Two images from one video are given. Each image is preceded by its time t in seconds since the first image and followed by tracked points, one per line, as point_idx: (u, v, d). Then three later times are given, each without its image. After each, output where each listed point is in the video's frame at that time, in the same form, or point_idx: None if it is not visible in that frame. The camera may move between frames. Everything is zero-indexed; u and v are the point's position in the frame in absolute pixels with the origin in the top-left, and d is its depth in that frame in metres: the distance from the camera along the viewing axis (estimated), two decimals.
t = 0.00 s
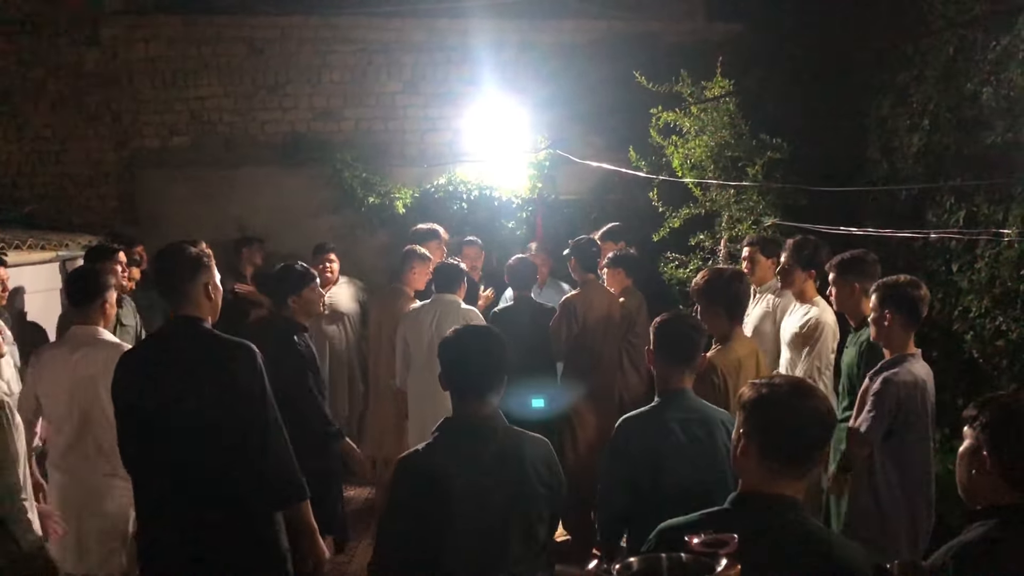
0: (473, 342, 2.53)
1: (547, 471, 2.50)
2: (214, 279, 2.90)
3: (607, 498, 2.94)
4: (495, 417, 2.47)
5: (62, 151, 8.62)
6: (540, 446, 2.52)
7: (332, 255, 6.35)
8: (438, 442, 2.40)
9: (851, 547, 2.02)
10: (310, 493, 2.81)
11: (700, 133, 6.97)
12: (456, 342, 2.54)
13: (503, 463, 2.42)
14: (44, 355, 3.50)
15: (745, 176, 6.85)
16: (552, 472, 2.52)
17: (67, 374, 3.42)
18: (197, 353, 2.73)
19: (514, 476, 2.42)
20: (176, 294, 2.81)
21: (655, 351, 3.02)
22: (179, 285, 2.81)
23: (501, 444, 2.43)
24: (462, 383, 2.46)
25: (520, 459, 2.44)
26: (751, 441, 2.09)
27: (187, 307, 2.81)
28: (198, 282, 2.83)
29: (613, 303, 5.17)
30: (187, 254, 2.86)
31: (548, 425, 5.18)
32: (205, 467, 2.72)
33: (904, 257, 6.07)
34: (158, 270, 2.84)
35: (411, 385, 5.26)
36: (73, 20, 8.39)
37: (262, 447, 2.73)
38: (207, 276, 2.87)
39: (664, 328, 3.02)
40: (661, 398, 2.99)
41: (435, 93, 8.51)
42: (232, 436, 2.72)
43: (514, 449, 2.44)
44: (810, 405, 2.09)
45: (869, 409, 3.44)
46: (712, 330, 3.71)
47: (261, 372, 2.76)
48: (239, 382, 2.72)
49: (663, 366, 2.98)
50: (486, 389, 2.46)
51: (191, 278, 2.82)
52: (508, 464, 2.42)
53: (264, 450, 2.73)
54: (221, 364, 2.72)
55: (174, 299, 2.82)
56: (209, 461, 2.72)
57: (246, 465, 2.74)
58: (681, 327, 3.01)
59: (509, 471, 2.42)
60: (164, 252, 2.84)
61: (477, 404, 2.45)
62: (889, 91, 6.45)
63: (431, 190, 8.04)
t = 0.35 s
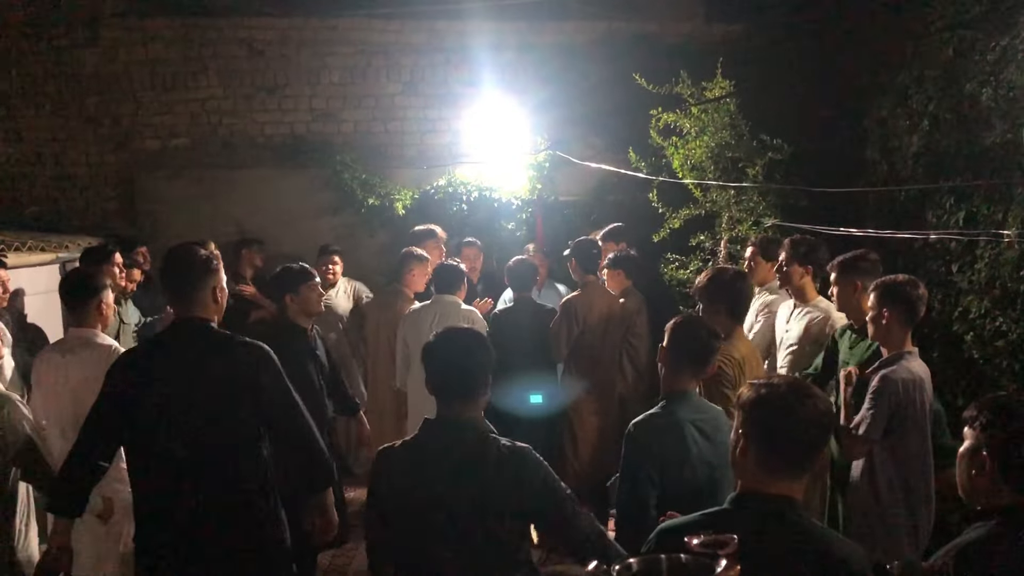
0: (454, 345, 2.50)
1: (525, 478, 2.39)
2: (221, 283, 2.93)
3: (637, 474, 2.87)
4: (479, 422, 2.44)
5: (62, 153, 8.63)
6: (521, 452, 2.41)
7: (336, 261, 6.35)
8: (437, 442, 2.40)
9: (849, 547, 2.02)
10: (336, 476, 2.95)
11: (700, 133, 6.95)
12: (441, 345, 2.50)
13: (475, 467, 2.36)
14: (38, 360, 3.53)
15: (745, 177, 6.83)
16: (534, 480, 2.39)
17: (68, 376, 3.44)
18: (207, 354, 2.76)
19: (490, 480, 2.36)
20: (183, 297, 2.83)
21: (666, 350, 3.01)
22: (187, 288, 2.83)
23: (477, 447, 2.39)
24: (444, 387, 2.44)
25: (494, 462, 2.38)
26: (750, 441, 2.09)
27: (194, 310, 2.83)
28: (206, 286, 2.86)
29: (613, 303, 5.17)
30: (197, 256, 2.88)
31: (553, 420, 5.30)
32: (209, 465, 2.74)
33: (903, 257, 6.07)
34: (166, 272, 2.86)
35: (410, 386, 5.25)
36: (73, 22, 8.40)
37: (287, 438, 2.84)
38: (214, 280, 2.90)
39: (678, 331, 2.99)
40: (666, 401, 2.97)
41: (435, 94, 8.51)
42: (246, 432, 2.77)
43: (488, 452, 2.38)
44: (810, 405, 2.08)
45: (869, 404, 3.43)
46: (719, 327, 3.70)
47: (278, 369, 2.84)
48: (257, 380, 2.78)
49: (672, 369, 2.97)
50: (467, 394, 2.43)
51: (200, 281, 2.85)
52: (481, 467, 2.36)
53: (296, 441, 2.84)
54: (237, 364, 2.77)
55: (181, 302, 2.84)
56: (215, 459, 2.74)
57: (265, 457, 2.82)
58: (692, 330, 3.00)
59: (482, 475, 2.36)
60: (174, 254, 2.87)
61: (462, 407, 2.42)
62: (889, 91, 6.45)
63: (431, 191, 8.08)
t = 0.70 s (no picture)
0: (446, 346, 2.49)
1: (499, 488, 2.36)
2: (234, 282, 2.93)
3: (649, 472, 2.82)
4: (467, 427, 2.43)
5: (64, 152, 8.63)
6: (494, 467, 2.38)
7: (343, 259, 6.28)
8: (437, 443, 2.39)
9: (851, 548, 2.02)
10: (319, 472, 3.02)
11: (703, 134, 6.96)
12: (430, 345, 2.50)
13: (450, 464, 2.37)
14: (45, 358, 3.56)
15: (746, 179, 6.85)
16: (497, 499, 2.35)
17: (74, 377, 3.49)
18: (218, 354, 2.77)
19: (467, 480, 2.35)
20: (197, 294, 2.83)
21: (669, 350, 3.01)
22: (202, 285, 2.83)
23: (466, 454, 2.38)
24: (434, 387, 2.43)
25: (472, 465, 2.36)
26: (752, 442, 2.08)
27: (206, 310, 2.84)
28: (221, 285, 2.86)
29: (614, 303, 5.16)
30: (211, 255, 2.89)
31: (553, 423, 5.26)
32: (212, 465, 2.74)
33: (905, 260, 6.06)
34: (179, 269, 2.86)
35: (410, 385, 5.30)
36: (75, 21, 8.41)
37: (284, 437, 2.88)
38: (228, 279, 2.89)
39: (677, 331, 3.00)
40: (671, 400, 2.97)
41: (437, 94, 8.52)
42: (250, 433, 2.79)
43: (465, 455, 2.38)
44: (811, 405, 2.08)
45: (869, 395, 3.41)
46: (726, 328, 3.70)
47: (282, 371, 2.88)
48: (264, 381, 2.81)
49: (676, 370, 2.97)
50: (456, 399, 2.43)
51: (214, 279, 2.85)
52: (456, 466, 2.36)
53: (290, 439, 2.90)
54: (243, 365, 2.79)
55: (196, 299, 2.83)
56: (218, 459, 2.74)
57: (267, 456, 2.85)
58: (693, 331, 2.99)
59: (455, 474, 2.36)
60: (189, 252, 2.87)
61: (454, 410, 2.43)
62: (891, 94, 6.45)
63: (432, 191, 8.09)
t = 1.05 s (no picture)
0: (447, 343, 2.52)
1: (500, 484, 2.36)
2: (237, 280, 2.94)
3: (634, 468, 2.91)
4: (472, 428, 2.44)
5: (68, 149, 8.62)
6: (497, 464, 2.38)
7: (349, 259, 6.25)
8: (437, 443, 2.40)
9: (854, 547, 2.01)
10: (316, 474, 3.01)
11: (705, 134, 6.95)
12: (429, 345, 2.52)
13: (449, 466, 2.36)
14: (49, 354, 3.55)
15: (749, 179, 6.82)
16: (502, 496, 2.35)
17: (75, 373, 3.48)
18: (219, 351, 2.78)
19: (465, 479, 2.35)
20: (199, 292, 2.84)
21: (671, 350, 3.01)
22: (204, 283, 2.85)
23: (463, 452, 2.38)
24: (430, 386, 2.43)
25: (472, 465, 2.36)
26: (753, 442, 2.09)
27: (208, 308, 2.85)
28: (222, 283, 2.88)
29: (616, 303, 5.15)
30: (215, 253, 2.90)
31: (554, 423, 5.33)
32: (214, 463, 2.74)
33: (908, 261, 6.05)
34: (182, 268, 2.87)
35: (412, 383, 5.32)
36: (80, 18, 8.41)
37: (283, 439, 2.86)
38: (231, 277, 2.91)
39: (680, 331, 3.00)
40: (670, 396, 2.98)
41: (440, 94, 8.52)
42: (251, 431, 2.79)
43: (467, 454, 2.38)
44: (812, 406, 2.08)
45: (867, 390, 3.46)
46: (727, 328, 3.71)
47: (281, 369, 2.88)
48: (263, 379, 2.81)
49: (677, 370, 2.96)
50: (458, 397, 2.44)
51: (216, 277, 2.86)
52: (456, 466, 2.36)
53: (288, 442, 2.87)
54: (244, 364, 2.79)
55: (197, 297, 2.85)
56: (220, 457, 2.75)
57: (266, 456, 2.83)
58: (693, 330, 3.00)
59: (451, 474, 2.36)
60: (192, 250, 2.88)
61: (456, 410, 2.44)
62: (895, 95, 6.45)
63: (434, 191, 8.06)
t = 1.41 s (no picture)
0: (456, 343, 2.51)
1: (526, 472, 2.39)
2: (232, 276, 2.96)
3: (638, 462, 2.93)
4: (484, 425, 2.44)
5: (73, 148, 8.62)
6: (526, 454, 2.41)
7: (349, 259, 6.24)
8: (440, 443, 2.40)
9: (858, 546, 2.01)
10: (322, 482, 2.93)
11: (710, 133, 6.93)
12: (440, 345, 2.51)
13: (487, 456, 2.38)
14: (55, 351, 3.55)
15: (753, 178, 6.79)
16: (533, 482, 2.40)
17: (78, 368, 3.46)
18: (213, 348, 2.76)
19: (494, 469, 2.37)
20: (192, 290, 2.85)
21: (672, 353, 2.99)
22: (196, 281, 2.85)
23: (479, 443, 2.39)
24: (444, 385, 2.44)
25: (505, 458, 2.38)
26: (757, 441, 2.09)
27: (205, 307, 2.86)
28: (215, 280, 2.88)
29: (619, 301, 5.18)
30: (207, 251, 2.91)
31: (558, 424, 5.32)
32: (218, 460, 2.75)
33: (912, 260, 6.04)
34: (176, 265, 2.88)
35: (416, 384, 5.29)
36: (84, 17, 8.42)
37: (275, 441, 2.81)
38: (225, 273, 2.92)
39: (683, 331, 2.99)
40: (672, 398, 2.97)
41: (444, 93, 8.52)
42: (245, 431, 2.76)
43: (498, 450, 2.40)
44: (816, 403, 2.08)
45: (874, 392, 3.42)
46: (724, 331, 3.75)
47: (275, 367, 2.81)
48: (256, 376, 2.75)
49: (678, 371, 2.96)
50: (473, 396, 2.43)
51: (210, 274, 2.87)
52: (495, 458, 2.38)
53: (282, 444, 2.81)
54: (237, 364, 2.75)
55: (191, 295, 2.86)
56: (223, 455, 2.75)
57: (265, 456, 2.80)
58: (693, 331, 2.99)
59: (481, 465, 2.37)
60: (185, 248, 2.89)
61: (468, 408, 2.43)
62: (899, 93, 6.44)
63: (438, 190, 8.06)
